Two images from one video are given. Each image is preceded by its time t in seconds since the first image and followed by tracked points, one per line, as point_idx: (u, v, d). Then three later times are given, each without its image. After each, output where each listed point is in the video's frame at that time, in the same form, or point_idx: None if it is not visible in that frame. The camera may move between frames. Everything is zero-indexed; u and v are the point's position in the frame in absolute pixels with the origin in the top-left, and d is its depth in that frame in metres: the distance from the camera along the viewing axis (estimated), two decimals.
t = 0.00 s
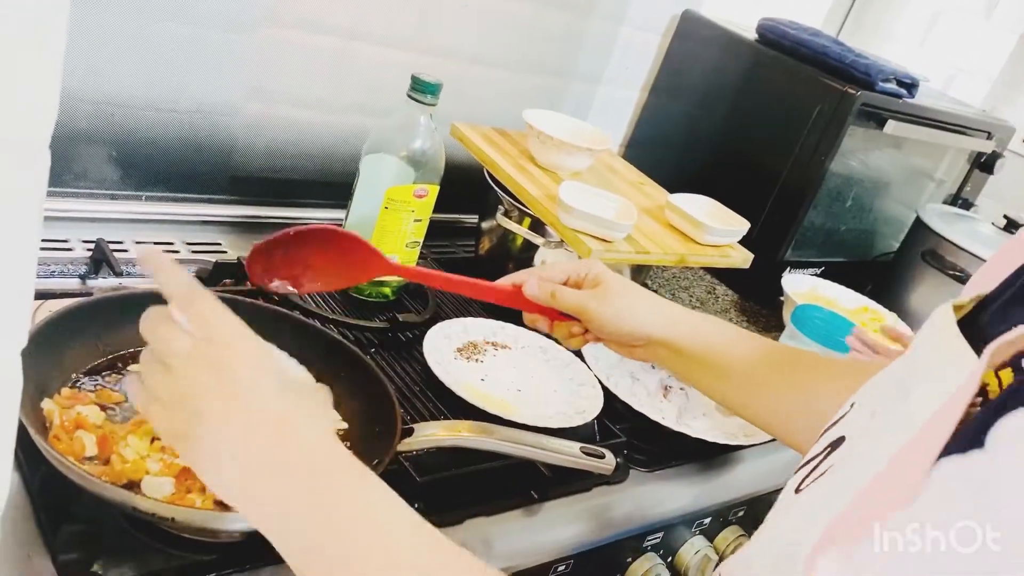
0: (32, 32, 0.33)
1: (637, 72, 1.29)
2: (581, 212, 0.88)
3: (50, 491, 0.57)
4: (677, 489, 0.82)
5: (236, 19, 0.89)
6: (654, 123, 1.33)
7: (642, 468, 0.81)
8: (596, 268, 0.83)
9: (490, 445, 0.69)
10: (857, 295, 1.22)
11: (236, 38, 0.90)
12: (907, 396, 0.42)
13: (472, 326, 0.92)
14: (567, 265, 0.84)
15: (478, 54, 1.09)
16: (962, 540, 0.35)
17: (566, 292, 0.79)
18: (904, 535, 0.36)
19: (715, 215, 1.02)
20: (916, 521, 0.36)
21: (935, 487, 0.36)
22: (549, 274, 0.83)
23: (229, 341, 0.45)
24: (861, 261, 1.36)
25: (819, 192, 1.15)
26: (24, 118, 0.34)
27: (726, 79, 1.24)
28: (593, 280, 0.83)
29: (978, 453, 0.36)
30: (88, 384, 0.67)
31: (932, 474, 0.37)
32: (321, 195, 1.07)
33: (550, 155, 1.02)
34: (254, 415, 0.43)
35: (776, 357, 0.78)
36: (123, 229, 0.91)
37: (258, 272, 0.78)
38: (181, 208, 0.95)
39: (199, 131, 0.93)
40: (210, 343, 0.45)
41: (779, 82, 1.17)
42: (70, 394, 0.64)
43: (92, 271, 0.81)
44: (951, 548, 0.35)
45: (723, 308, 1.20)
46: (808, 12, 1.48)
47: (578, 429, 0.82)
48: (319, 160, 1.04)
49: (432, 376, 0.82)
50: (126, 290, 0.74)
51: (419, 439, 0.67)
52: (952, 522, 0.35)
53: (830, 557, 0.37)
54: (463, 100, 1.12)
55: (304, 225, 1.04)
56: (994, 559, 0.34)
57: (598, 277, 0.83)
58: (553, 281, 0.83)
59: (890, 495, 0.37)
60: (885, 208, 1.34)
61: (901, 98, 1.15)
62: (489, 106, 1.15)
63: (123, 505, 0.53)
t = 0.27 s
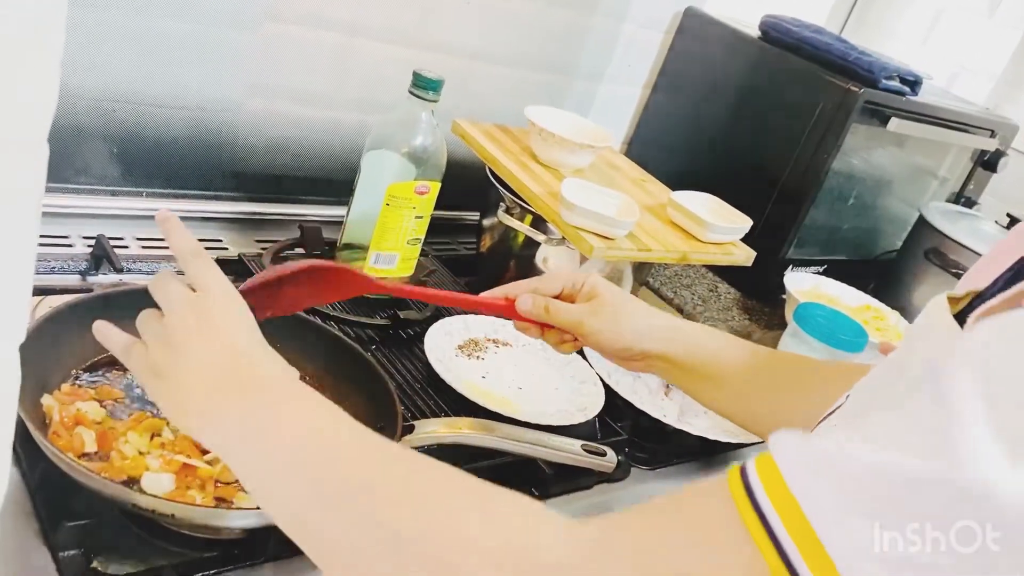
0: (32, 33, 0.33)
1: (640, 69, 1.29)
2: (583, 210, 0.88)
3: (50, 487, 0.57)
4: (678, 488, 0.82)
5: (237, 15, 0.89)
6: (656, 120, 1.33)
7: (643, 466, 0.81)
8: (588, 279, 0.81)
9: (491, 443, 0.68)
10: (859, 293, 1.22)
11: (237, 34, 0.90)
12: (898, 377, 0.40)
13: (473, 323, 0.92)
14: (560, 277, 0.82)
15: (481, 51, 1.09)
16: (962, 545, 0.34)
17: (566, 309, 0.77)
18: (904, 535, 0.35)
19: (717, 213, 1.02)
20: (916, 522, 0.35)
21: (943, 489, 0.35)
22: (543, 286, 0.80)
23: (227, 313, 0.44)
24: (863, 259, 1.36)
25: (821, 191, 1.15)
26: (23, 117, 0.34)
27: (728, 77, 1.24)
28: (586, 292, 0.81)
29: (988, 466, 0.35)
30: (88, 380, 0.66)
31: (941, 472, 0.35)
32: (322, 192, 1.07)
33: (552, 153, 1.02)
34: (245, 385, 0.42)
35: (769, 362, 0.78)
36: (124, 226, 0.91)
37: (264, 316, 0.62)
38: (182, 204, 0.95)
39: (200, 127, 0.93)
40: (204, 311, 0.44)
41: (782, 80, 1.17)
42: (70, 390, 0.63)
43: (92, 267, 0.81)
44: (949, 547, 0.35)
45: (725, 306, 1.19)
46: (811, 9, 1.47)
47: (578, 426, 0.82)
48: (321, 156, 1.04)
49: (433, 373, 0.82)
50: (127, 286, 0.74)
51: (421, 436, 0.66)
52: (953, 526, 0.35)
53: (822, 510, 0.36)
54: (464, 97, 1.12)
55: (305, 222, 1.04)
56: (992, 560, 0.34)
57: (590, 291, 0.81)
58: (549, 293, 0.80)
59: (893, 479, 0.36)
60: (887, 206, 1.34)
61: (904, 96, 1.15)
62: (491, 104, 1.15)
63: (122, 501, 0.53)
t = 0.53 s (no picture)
0: (32, 32, 0.33)
1: (642, 68, 1.29)
2: (585, 208, 0.88)
3: (51, 484, 0.57)
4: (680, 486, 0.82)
5: (240, 13, 0.89)
6: (659, 118, 1.33)
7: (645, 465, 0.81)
8: (549, 305, 0.73)
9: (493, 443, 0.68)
10: (861, 292, 1.22)
11: (239, 31, 0.90)
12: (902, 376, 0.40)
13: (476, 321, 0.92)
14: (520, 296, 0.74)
15: (483, 49, 1.09)
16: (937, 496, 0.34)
17: (528, 342, 0.71)
18: (905, 535, 0.34)
19: (719, 211, 1.02)
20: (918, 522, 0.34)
21: (919, 430, 0.34)
22: (501, 309, 0.73)
23: (243, 304, 0.47)
24: (865, 258, 1.36)
25: (824, 189, 1.15)
26: (24, 116, 0.34)
27: (731, 75, 1.24)
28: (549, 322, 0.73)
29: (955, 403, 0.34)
30: (90, 377, 0.66)
31: (918, 414, 0.34)
32: (324, 190, 1.07)
33: (554, 151, 1.01)
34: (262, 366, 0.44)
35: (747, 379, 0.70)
36: (126, 223, 0.91)
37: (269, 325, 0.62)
38: (184, 202, 0.95)
39: (202, 125, 0.93)
40: (224, 302, 0.47)
41: (786, 78, 1.17)
42: (71, 388, 0.63)
43: (95, 264, 0.81)
44: (951, 548, 0.34)
45: (728, 305, 1.19)
46: (814, 8, 1.47)
47: (580, 424, 0.82)
48: (323, 154, 1.04)
49: (435, 371, 0.82)
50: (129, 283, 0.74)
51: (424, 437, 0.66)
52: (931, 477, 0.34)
53: (802, 454, 0.35)
54: (467, 95, 1.12)
55: (307, 220, 1.04)
56: (989, 558, 0.34)
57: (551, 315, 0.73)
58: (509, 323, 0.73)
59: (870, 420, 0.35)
60: (890, 204, 1.34)
61: (907, 94, 1.15)
62: (494, 102, 1.15)
63: (123, 498, 0.53)
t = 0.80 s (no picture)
0: (32, 32, 0.33)
1: (647, 67, 1.29)
2: (590, 207, 0.88)
3: (55, 483, 0.57)
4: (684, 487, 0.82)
5: (245, 12, 0.89)
6: (664, 117, 1.32)
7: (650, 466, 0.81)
8: (555, 318, 0.71)
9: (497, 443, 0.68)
10: (867, 292, 1.21)
11: (244, 30, 0.90)
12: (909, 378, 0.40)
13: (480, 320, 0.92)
14: (527, 310, 0.72)
15: (488, 48, 1.09)
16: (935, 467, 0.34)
17: (540, 358, 0.69)
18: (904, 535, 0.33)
19: (724, 210, 1.01)
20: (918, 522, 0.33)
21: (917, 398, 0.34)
22: (508, 325, 0.72)
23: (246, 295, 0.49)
24: (871, 258, 1.35)
25: (830, 189, 1.14)
26: (24, 117, 0.34)
27: (736, 75, 1.23)
28: (558, 338, 0.70)
29: (952, 371, 0.35)
30: (94, 375, 0.66)
31: (915, 380, 0.35)
32: (328, 189, 1.07)
33: (559, 150, 1.01)
34: (265, 357, 0.45)
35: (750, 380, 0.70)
36: (130, 222, 0.91)
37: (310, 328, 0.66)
38: (189, 201, 0.95)
39: (207, 124, 0.93)
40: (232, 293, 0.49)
41: (792, 77, 1.16)
42: (75, 386, 0.63)
43: (99, 263, 0.81)
44: (952, 549, 0.33)
45: (733, 304, 1.19)
46: (820, 7, 1.47)
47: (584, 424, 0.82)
48: (328, 153, 1.04)
49: (439, 371, 0.82)
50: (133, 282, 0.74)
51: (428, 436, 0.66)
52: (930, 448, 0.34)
53: (795, 412, 0.35)
54: (472, 93, 1.11)
55: (312, 219, 1.04)
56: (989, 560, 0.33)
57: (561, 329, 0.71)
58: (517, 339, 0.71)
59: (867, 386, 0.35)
60: (896, 204, 1.33)
61: (914, 94, 1.14)
62: (499, 100, 1.15)
63: (128, 496, 0.53)
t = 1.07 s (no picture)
0: (35, 32, 0.32)
1: (655, 66, 1.28)
2: (599, 207, 0.88)
3: (63, 481, 0.57)
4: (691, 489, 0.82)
5: (253, 11, 0.89)
6: (672, 117, 1.32)
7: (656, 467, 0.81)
8: (555, 314, 0.72)
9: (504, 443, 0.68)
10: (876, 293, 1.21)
11: (250, 29, 0.90)
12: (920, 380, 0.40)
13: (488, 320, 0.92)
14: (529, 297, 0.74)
15: (496, 47, 1.09)
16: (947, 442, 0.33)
17: (539, 353, 0.71)
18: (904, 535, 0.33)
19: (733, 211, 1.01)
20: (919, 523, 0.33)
21: (929, 373, 0.34)
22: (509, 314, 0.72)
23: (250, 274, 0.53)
24: (881, 258, 1.35)
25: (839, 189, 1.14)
26: (25, 117, 0.34)
27: (745, 74, 1.23)
28: (556, 332, 0.71)
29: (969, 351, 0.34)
30: (103, 374, 0.66)
31: (928, 356, 0.34)
32: (336, 187, 1.07)
33: (568, 149, 1.01)
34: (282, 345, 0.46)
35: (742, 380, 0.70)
36: (139, 220, 0.91)
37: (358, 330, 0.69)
38: (197, 199, 0.95)
39: (215, 122, 0.93)
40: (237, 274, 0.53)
41: (801, 77, 1.16)
42: (84, 385, 0.63)
43: (108, 261, 0.81)
44: (951, 548, 0.33)
45: (741, 305, 1.18)
46: (830, 7, 1.46)
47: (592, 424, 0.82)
48: (336, 152, 1.04)
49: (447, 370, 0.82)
50: (142, 281, 0.74)
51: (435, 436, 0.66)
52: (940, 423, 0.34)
53: (805, 380, 0.35)
54: (480, 93, 1.11)
55: (319, 218, 1.04)
56: (990, 560, 0.33)
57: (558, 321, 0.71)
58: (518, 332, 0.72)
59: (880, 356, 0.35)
60: (906, 204, 1.33)
61: (924, 93, 1.14)
62: (507, 100, 1.15)
63: (136, 495, 0.53)
